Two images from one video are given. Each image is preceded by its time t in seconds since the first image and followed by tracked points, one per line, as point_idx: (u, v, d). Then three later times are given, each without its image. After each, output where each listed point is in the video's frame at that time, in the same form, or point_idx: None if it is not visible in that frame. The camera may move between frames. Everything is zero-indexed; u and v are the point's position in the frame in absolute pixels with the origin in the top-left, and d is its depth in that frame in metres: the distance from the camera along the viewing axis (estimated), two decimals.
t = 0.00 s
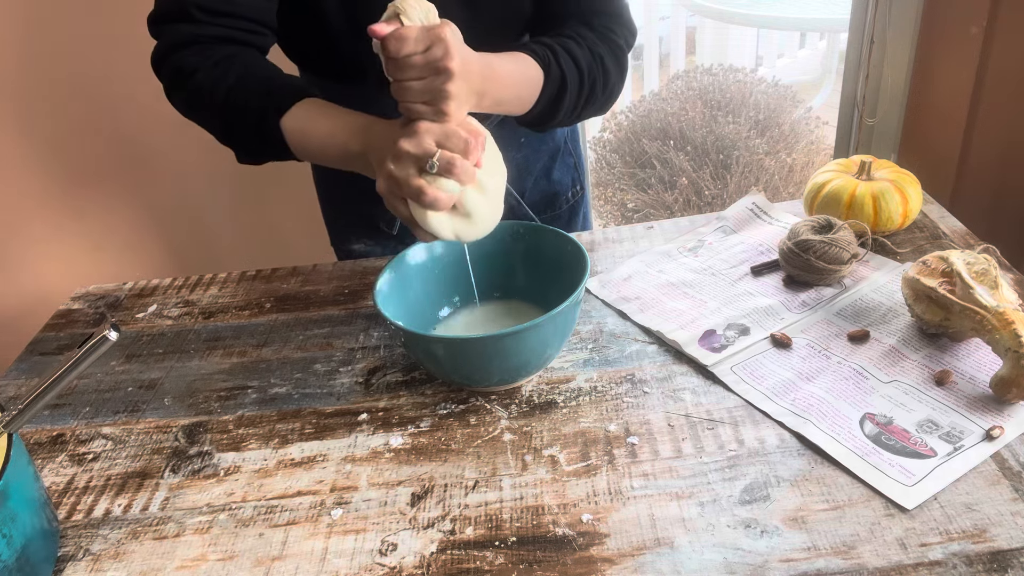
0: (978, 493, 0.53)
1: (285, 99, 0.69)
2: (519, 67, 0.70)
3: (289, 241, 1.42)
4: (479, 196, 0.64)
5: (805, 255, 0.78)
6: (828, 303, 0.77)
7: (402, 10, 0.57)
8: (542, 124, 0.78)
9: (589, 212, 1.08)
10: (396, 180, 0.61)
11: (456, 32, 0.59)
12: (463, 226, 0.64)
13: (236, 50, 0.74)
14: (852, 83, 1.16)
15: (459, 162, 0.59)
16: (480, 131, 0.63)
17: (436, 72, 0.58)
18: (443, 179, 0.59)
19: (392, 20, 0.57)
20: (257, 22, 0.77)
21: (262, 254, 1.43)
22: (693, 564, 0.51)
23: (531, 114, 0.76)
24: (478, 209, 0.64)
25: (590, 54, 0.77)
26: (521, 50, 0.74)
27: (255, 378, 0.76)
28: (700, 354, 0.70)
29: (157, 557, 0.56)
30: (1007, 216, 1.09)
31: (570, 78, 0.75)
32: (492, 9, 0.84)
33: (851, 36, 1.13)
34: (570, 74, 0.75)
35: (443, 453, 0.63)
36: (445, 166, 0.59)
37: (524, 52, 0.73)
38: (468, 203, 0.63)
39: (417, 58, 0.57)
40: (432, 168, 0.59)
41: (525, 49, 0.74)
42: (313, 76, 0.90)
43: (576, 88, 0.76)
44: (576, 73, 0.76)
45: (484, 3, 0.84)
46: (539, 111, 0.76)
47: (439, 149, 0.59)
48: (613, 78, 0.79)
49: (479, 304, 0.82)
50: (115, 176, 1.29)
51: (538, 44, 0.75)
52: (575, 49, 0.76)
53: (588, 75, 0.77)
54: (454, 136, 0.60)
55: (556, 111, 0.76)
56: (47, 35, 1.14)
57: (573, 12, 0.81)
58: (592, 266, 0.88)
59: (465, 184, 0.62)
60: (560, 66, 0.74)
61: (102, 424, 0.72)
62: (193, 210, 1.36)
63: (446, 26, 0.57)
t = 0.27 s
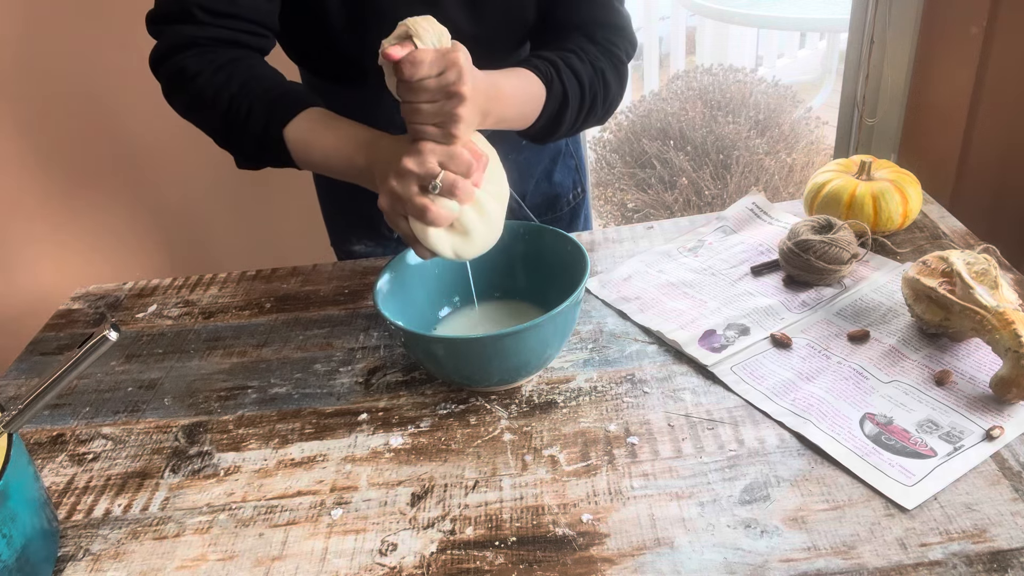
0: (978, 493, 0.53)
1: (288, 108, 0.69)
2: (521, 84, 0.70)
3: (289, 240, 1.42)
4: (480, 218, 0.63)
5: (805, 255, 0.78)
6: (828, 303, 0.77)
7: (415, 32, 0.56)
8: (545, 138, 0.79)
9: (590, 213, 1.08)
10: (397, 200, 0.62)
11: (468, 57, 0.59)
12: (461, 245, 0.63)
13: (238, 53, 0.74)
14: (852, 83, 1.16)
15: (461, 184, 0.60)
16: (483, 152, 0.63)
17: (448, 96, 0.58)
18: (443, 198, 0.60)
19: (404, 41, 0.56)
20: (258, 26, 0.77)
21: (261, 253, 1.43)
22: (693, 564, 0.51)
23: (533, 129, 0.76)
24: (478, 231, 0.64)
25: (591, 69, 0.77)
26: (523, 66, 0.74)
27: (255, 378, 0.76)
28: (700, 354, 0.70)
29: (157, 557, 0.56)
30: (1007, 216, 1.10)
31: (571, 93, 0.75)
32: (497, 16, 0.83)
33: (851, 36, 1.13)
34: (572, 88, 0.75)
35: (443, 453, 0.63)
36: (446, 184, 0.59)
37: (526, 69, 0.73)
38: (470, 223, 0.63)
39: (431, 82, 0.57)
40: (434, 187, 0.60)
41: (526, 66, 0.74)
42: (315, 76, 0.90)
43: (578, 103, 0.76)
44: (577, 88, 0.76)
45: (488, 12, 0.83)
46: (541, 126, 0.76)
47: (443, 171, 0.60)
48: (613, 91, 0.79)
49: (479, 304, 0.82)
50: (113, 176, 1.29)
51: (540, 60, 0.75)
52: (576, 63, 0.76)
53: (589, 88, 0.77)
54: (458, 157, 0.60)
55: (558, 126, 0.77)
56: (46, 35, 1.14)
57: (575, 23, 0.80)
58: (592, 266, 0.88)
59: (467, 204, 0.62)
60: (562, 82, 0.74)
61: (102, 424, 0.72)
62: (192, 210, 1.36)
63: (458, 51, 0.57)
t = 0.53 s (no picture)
0: (978, 493, 0.53)
1: (292, 117, 0.69)
2: (524, 96, 0.70)
3: (290, 240, 1.42)
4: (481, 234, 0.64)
5: (804, 255, 0.78)
6: (828, 303, 0.77)
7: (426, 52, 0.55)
8: (547, 147, 0.79)
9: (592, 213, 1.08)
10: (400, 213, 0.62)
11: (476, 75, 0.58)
12: (461, 260, 0.64)
13: (242, 59, 0.73)
14: (852, 83, 1.16)
15: (466, 202, 0.60)
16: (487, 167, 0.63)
17: (457, 116, 0.57)
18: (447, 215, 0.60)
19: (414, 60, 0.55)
20: (263, 29, 0.76)
21: (260, 253, 1.43)
22: (693, 564, 0.51)
23: (536, 140, 0.76)
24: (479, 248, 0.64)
25: (593, 80, 0.77)
26: (527, 78, 0.73)
27: (255, 378, 0.76)
28: (700, 354, 0.70)
29: (157, 556, 0.56)
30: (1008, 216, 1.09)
31: (575, 105, 0.75)
32: (499, 21, 0.83)
33: (851, 36, 1.13)
34: (575, 100, 0.75)
35: (443, 453, 0.63)
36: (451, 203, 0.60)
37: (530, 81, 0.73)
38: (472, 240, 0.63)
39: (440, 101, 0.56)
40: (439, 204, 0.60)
41: (530, 78, 0.73)
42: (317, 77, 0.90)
43: (580, 114, 0.76)
44: (580, 99, 0.76)
45: (491, 16, 0.82)
46: (544, 137, 0.76)
47: (447, 188, 0.60)
48: (615, 101, 0.79)
49: (478, 304, 0.82)
50: (112, 176, 1.28)
51: (543, 71, 0.75)
52: (579, 74, 0.76)
53: (592, 99, 0.77)
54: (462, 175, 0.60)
55: (560, 137, 0.77)
56: (46, 36, 1.14)
57: (577, 30, 0.80)
58: (592, 266, 0.88)
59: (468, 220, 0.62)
60: (565, 95, 0.74)
61: (102, 424, 0.72)
62: (191, 210, 1.35)
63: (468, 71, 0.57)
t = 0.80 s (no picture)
0: (978, 493, 0.53)
1: (301, 134, 0.69)
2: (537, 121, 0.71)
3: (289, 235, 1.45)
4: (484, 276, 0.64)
5: (805, 255, 0.78)
6: (828, 303, 0.77)
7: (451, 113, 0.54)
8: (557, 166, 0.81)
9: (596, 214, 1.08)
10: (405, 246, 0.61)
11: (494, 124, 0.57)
12: (459, 299, 0.64)
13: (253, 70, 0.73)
14: (852, 83, 1.16)
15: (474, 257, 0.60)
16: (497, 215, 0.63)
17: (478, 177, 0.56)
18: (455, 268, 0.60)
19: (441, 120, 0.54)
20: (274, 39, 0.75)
21: (261, 252, 1.45)
22: (693, 564, 0.51)
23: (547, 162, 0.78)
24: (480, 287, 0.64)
25: (597, 92, 0.78)
26: (534, 104, 0.74)
27: (255, 378, 0.76)
28: (700, 354, 0.70)
29: (157, 557, 0.56)
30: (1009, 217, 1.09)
31: (583, 124, 0.76)
32: (506, 23, 0.83)
33: (851, 36, 1.13)
34: (582, 118, 0.76)
35: (443, 453, 0.63)
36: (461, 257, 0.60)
37: (539, 107, 0.73)
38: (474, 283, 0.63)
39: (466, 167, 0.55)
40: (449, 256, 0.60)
41: (538, 102, 0.74)
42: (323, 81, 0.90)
43: (588, 131, 0.78)
44: (588, 118, 0.77)
45: (497, 19, 0.82)
46: (554, 159, 0.78)
47: (457, 241, 0.59)
48: (618, 103, 0.80)
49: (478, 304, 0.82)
50: (114, 179, 1.28)
51: (550, 92, 0.75)
52: (584, 88, 0.76)
53: (598, 114, 0.78)
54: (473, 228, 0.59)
55: (570, 155, 0.79)
56: (46, 36, 1.14)
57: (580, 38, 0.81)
58: (592, 266, 0.88)
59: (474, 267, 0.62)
60: (574, 116, 0.75)
61: (102, 424, 0.72)
62: (193, 209, 1.37)
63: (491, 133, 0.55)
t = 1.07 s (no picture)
0: (978, 493, 0.53)
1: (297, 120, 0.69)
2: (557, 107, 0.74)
3: (291, 239, 1.43)
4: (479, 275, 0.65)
5: (804, 255, 0.78)
6: (828, 303, 0.77)
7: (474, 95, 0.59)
8: (584, 145, 0.84)
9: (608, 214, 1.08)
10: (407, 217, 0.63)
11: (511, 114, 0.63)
12: (452, 295, 0.65)
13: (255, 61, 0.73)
14: (852, 83, 1.16)
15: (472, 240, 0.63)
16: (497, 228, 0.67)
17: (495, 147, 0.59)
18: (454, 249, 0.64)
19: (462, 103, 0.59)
20: (276, 31, 0.75)
21: (262, 253, 1.44)
22: (693, 564, 0.51)
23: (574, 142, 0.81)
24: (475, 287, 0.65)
25: (616, 69, 0.80)
26: (558, 90, 0.77)
27: (255, 378, 0.76)
28: (700, 354, 0.70)
29: (156, 557, 0.56)
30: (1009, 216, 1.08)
31: (606, 104, 0.79)
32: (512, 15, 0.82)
33: (852, 36, 1.13)
34: (605, 98, 0.79)
35: (443, 453, 0.63)
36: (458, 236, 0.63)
37: (562, 92, 0.76)
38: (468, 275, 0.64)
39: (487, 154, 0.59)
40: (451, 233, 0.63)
41: (561, 87, 0.77)
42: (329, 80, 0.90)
43: (612, 109, 0.81)
44: (609, 96, 0.80)
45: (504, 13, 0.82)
46: (583, 138, 0.81)
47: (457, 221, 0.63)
48: (637, 77, 0.83)
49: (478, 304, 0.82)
50: (114, 178, 1.28)
51: (572, 77, 0.78)
52: (603, 68, 0.79)
53: (619, 92, 0.80)
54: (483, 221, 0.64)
55: (596, 134, 0.82)
56: (46, 36, 1.14)
57: (593, 18, 0.83)
58: (592, 266, 0.88)
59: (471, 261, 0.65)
60: (597, 97, 0.78)
61: (102, 424, 0.72)
62: (194, 210, 1.36)
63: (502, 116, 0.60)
